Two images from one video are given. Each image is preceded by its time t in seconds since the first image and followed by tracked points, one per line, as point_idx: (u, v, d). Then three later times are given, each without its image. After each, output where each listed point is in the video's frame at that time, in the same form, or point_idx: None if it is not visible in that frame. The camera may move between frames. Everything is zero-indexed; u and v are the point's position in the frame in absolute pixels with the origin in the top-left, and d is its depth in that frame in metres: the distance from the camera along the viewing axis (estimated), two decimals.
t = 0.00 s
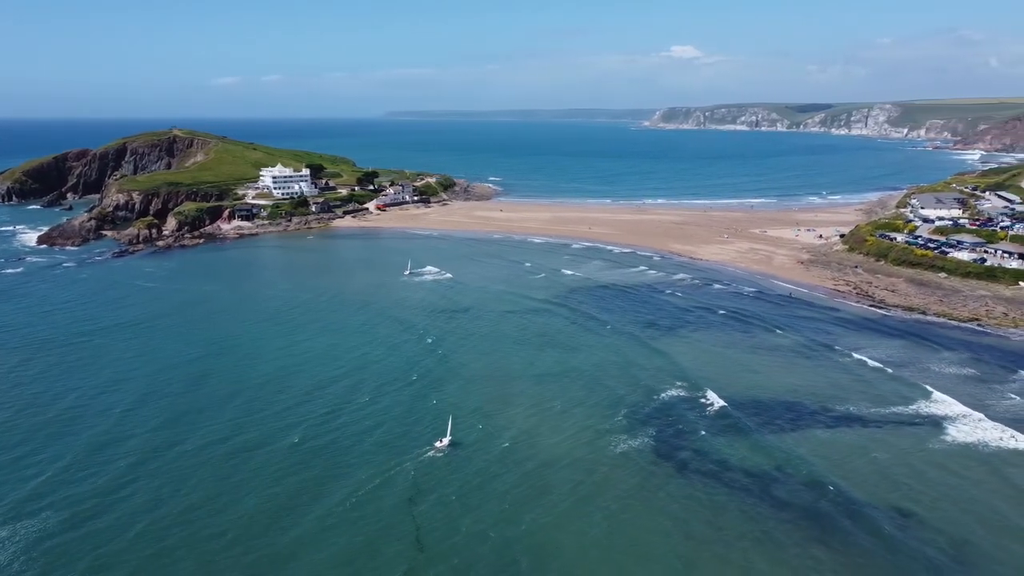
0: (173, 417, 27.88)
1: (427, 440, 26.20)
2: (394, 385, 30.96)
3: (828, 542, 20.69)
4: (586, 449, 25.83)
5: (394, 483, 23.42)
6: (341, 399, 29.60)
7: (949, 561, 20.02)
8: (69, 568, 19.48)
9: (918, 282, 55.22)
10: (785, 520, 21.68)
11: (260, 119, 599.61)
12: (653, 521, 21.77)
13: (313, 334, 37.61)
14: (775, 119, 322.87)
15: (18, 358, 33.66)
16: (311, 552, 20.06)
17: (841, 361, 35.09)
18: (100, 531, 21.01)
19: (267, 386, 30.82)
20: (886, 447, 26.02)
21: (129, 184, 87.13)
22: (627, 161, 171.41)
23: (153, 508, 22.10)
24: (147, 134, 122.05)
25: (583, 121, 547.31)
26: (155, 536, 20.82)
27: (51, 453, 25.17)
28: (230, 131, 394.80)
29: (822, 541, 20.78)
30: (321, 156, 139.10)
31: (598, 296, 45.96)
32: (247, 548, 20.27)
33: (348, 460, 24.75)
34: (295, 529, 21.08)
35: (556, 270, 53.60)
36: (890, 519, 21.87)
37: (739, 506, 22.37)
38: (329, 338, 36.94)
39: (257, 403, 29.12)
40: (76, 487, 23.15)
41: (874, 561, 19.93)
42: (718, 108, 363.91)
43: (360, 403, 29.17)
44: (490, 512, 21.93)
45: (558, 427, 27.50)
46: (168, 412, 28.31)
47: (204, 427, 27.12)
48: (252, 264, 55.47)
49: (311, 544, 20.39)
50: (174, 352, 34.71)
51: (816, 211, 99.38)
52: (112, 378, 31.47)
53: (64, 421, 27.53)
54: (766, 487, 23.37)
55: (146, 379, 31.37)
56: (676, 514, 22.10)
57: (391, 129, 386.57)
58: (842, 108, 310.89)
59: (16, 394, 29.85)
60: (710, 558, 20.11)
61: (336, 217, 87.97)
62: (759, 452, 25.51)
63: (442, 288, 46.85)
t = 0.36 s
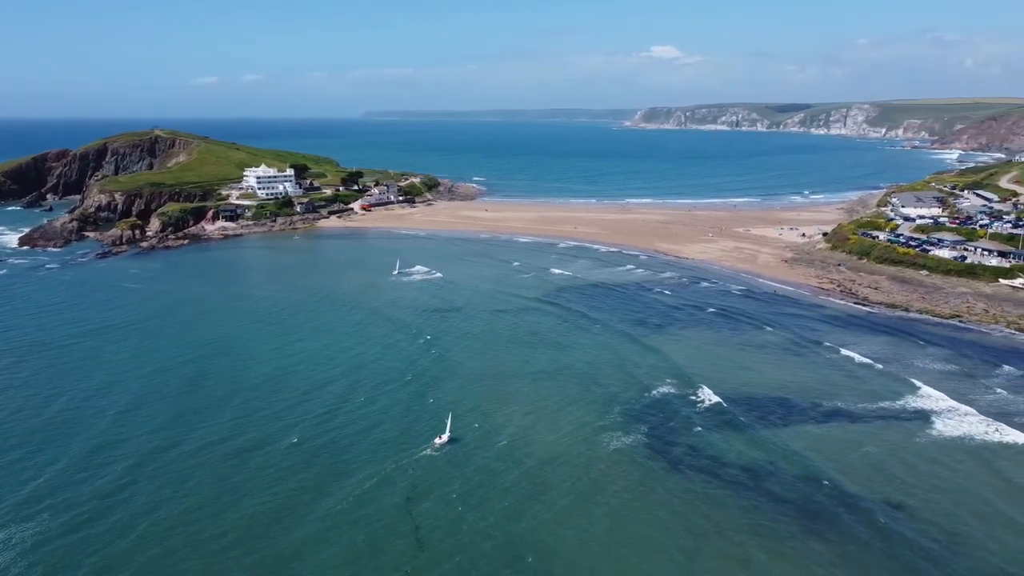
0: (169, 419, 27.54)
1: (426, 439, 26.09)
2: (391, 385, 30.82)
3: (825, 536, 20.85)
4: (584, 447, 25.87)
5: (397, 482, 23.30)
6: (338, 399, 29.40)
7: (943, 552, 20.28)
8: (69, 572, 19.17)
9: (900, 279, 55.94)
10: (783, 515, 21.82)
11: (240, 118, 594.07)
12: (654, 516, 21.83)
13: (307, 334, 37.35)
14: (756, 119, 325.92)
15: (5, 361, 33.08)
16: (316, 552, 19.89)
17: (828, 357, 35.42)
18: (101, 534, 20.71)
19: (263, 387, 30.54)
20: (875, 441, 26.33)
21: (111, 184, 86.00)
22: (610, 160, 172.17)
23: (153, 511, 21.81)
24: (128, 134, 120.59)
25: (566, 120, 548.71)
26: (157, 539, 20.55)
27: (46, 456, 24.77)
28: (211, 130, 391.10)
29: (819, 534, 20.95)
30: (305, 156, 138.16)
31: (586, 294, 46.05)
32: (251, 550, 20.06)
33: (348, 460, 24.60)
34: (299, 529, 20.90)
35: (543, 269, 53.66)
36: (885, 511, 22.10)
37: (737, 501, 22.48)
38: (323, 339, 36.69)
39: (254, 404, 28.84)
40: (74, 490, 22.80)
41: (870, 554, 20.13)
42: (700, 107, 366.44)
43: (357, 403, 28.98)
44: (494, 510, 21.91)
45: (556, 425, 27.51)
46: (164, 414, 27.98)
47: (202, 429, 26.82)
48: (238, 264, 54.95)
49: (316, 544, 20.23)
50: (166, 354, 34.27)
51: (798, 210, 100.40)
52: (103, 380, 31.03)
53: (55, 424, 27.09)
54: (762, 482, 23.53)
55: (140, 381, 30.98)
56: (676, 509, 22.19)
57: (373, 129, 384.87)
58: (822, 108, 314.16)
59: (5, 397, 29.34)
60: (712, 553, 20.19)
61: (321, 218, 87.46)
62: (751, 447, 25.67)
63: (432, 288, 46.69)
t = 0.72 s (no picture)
0: (162, 422, 27.12)
1: (422, 438, 25.99)
2: (384, 384, 30.66)
3: (820, 529, 21.07)
4: (579, 444, 25.93)
5: (396, 481, 23.15)
6: (331, 400, 29.14)
7: (934, 543, 20.54)
8: None
9: (879, 276, 56.80)
10: (778, 508, 22.00)
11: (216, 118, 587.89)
12: (653, 511, 21.96)
13: (297, 334, 37.04)
14: (732, 118, 329.48)
15: None
16: (319, 553, 19.71)
17: (811, 353, 35.82)
18: (98, 539, 20.33)
19: (256, 388, 30.18)
20: (860, 435, 26.68)
21: (87, 185, 84.53)
22: (589, 160, 172.93)
23: (151, 514, 21.44)
24: (104, 134, 118.65)
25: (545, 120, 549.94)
26: (156, 543, 20.23)
27: (36, 461, 24.28)
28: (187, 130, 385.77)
29: (813, 527, 21.18)
30: (285, 156, 136.99)
31: (571, 293, 46.17)
32: (253, 552, 19.81)
33: (346, 460, 24.39)
34: (301, 530, 20.67)
35: (527, 268, 53.70)
36: (875, 504, 22.39)
37: (731, 495, 22.65)
38: (313, 339, 36.38)
39: (247, 405, 28.53)
40: (68, 494, 22.36)
41: (862, 545, 20.39)
42: (678, 107, 369.44)
43: (352, 404, 28.75)
44: (496, 508, 21.84)
45: (550, 423, 27.53)
46: (157, 416, 27.55)
47: (196, 431, 26.46)
48: (219, 265, 54.30)
49: (319, 545, 20.05)
50: (154, 356, 33.77)
51: (776, 209, 101.61)
52: (91, 383, 30.48)
53: (43, 428, 26.56)
54: (757, 477, 23.70)
55: (130, 383, 30.50)
56: (673, 505, 22.30)
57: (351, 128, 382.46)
58: (796, 108, 318.01)
59: None
60: (710, 547, 20.33)
61: (302, 218, 86.76)
62: (740, 442, 25.89)
63: (417, 288, 46.51)
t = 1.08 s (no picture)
0: (152, 424, 26.72)
1: (415, 437, 25.90)
2: (375, 384, 30.49)
3: (811, 521, 21.38)
4: (571, 440, 26.04)
5: (393, 480, 23.07)
6: (323, 400, 28.94)
7: (921, 533, 20.96)
8: None
9: (855, 273, 57.71)
10: (769, 501, 22.30)
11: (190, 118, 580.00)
12: (649, 505, 22.13)
13: (285, 334, 36.72)
14: (707, 118, 332.74)
15: None
16: (320, 552, 19.59)
17: (792, 350, 36.28)
18: (94, 542, 19.98)
19: (247, 388, 29.87)
20: (841, 430, 27.10)
21: (61, 185, 82.97)
22: (568, 159, 173.52)
23: (147, 517, 21.12)
24: (76, 134, 116.56)
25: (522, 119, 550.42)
26: (153, 544, 19.97)
27: (24, 465, 23.82)
28: (161, 130, 380.24)
29: (804, 519, 21.49)
30: (262, 156, 135.56)
31: (553, 291, 46.32)
32: (253, 552, 19.61)
33: (341, 460, 24.23)
34: (300, 530, 20.51)
35: (509, 267, 53.74)
36: (860, 496, 22.77)
37: (720, 490, 22.91)
38: (302, 339, 36.08)
39: (239, 406, 28.24)
40: (59, 499, 21.95)
41: (848, 536, 20.73)
42: (654, 106, 372.13)
43: (344, 404, 28.57)
44: (494, 505, 21.87)
45: (542, 420, 27.63)
46: (146, 418, 27.14)
47: (188, 432, 26.13)
48: (198, 266, 53.62)
49: (320, 544, 19.92)
50: (142, 358, 33.26)
51: (753, 207, 102.75)
52: (77, 386, 29.95)
53: (28, 432, 26.06)
54: (747, 471, 23.99)
55: (118, 385, 30.02)
56: (668, 499, 22.49)
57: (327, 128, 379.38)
58: (770, 107, 321.87)
59: None
60: (707, 540, 20.54)
61: (281, 218, 85.93)
62: (726, 438, 26.18)
63: (400, 287, 46.32)
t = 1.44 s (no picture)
0: (145, 426, 26.35)
1: (408, 436, 25.84)
2: (365, 384, 30.37)
3: (803, 513, 21.70)
4: (564, 437, 26.15)
5: (392, 479, 23.01)
6: (316, 400, 28.74)
7: (910, 522, 21.35)
8: None
9: (834, 270, 58.60)
10: (762, 494, 22.60)
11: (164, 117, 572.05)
12: (645, 500, 22.33)
13: (274, 335, 36.39)
14: (683, 117, 335.56)
15: None
16: (323, 551, 19.50)
17: (774, 346, 36.75)
18: (92, 546, 19.65)
19: (239, 389, 29.57)
20: (824, 423, 27.52)
21: (35, 186, 81.40)
22: (547, 159, 174.03)
23: (146, 519, 20.84)
24: (50, 133, 114.41)
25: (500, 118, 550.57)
26: (149, 547, 19.70)
27: (11, 470, 23.35)
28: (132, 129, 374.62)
29: (797, 511, 21.79)
30: (239, 156, 134.12)
31: (536, 290, 46.45)
32: (256, 552, 19.44)
33: (337, 460, 24.09)
34: (302, 530, 20.37)
35: (491, 266, 53.80)
36: (845, 487, 23.17)
37: (709, 484, 23.16)
38: (292, 340, 35.79)
39: (232, 407, 27.96)
40: (54, 503, 21.57)
41: (835, 527, 21.08)
42: (631, 106, 374.40)
43: (337, 404, 28.41)
44: (495, 503, 21.90)
45: (534, 417, 27.70)
46: (139, 420, 26.76)
47: (183, 434, 25.83)
48: (178, 267, 52.93)
49: (321, 543, 19.82)
50: (129, 360, 32.76)
51: (731, 206, 103.90)
52: (62, 390, 29.41)
53: (14, 436, 25.55)
54: (738, 466, 24.28)
55: (108, 388, 29.55)
56: (665, 494, 22.70)
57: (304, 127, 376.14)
58: (746, 107, 325.11)
59: None
60: (705, 533, 20.76)
61: (261, 219, 85.14)
62: (713, 432, 26.47)
63: (383, 287, 46.14)
